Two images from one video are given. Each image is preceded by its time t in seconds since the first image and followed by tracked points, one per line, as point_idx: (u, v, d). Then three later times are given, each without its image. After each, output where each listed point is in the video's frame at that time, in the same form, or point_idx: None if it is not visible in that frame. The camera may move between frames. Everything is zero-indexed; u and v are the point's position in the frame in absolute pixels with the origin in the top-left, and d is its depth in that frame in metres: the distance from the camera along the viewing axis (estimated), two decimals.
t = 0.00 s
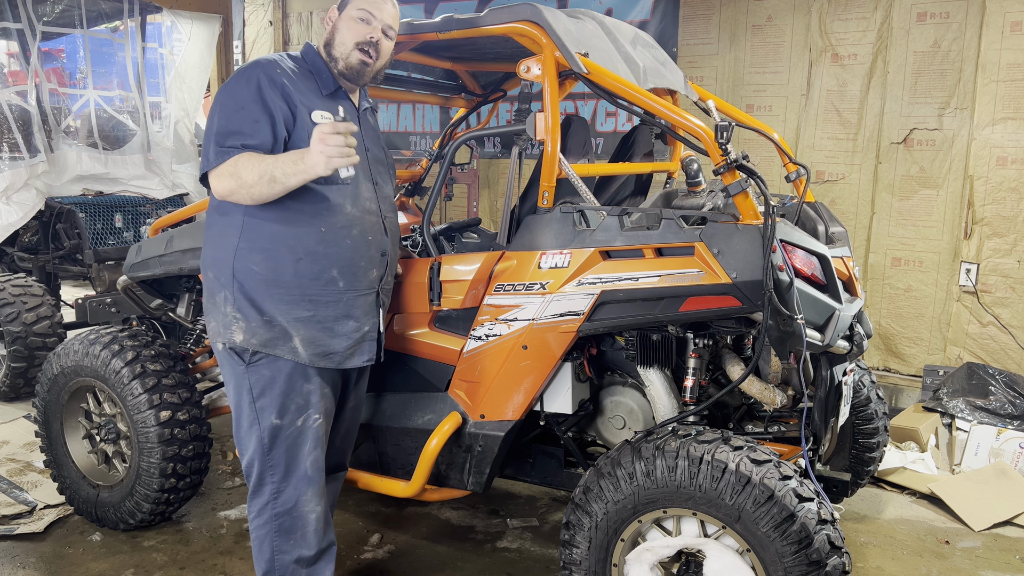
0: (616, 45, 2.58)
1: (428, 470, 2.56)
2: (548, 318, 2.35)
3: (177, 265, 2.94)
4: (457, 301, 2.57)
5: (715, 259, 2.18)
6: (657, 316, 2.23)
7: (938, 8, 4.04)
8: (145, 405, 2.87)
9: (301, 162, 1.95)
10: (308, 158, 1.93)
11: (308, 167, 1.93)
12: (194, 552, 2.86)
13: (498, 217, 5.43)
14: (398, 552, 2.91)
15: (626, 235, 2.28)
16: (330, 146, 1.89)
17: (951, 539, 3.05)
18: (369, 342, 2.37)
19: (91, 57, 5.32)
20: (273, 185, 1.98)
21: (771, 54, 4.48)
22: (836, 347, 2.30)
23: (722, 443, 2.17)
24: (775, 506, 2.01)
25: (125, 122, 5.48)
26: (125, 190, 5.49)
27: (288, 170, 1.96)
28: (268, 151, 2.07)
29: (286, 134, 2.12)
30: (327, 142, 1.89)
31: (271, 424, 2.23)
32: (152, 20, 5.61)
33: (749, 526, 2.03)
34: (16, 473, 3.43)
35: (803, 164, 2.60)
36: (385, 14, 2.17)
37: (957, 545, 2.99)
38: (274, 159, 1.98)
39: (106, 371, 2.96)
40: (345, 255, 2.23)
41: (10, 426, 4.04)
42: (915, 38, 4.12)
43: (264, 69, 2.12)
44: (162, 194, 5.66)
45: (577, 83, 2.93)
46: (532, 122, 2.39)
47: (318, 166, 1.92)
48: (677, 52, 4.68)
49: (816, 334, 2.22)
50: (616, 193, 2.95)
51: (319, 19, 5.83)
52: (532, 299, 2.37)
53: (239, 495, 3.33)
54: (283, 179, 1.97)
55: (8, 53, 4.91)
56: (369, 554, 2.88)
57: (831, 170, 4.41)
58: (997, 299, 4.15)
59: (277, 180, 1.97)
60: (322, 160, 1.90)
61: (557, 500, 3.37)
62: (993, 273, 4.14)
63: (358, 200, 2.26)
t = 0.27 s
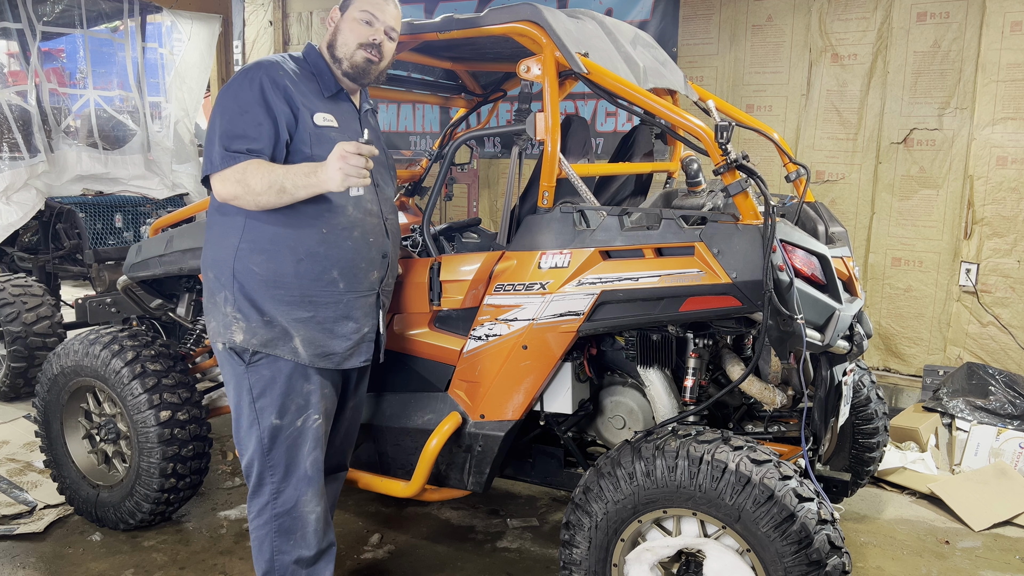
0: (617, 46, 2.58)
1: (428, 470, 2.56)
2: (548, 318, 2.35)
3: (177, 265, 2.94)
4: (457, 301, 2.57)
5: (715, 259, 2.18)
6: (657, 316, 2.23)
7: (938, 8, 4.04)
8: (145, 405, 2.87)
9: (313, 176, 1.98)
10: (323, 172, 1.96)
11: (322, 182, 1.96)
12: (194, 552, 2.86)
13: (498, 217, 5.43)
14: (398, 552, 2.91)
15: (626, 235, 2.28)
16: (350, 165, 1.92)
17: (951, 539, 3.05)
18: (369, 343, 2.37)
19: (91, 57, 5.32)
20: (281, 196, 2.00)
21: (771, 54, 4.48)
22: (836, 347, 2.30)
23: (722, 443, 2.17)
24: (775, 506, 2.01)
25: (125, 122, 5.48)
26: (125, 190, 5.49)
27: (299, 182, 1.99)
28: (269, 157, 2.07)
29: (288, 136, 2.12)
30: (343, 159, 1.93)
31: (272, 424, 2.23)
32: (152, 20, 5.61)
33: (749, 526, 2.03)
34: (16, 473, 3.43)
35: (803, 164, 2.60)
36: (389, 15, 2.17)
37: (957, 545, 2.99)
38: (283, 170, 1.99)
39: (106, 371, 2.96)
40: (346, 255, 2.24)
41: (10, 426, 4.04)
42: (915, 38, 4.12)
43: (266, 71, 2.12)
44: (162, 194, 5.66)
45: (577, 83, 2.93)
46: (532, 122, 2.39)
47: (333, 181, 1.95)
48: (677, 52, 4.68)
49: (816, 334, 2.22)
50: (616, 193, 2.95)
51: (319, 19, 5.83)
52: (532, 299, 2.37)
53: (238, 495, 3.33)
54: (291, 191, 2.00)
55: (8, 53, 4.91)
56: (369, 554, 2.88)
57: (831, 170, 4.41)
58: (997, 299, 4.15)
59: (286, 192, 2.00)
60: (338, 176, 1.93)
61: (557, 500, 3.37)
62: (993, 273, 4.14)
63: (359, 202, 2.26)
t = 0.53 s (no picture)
0: (617, 46, 2.58)
1: (428, 470, 2.56)
2: (548, 318, 2.35)
3: (177, 265, 2.94)
4: (456, 302, 2.57)
5: (715, 259, 2.18)
6: (657, 316, 2.23)
7: (938, 8, 4.04)
8: (145, 405, 2.87)
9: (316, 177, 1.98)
10: (327, 174, 1.96)
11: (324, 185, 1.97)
12: (194, 552, 2.86)
13: (498, 217, 5.43)
14: (398, 552, 2.91)
15: (626, 235, 2.28)
16: (356, 167, 1.93)
17: (951, 539, 3.05)
18: (369, 343, 2.37)
19: (91, 57, 5.32)
20: (284, 196, 2.00)
21: (771, 54, 4.48)
22: (836, 347, 2.30)
23: (722, 443, 2.17)
24: (775, 506, 2.01)
25: (125, 122, 5.48)
26: (125, 190, 5.49)
27: (301, 184, 1.99)
28: (268, 158, 2.07)
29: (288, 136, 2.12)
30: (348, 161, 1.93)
31: (272, 424, 2.22)
32: (152, 20, 5.61)
33: (749, 526, 2.03)
34: (16, 473, 3.43)
35: (803, 164, 2.60)
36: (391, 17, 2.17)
37: (957, 545, 2.99)
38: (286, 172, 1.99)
39: (106, 371, 2.96)
40: (346, 256, 2.24)
41: (10, 426, 4.04)
42: (915, 38, 4.12)
43: (266, 71, 2.12)
44: (162, 194, 5.66)
45: (577, 83, 2.93)
46: (532, 122, 2.39)
47: (338, 183, 1.95)
48: (677, 52, 4.68)
49: (816, 334, 2.22)
50: (616, 193, 2.96)
51: (319, 19, 5.83)
52: (532, 299, 2.37)
53: (238, 495, 3.33)
54: (294, 192, 2.00)
55: (8, 53, 4.91)
56: (369, 555, 2.88)
57: (830, 170, 4.42)
58: (997, 299, 4.15)
59: (289, 192, 2.00)
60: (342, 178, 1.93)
61: (557, 500, 3.37)
62: (993, 273, 4.14)
63: (360, 202, 2.26)
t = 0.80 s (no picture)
0: (617, 46, 2.58)
1: (428, 470, 2.56)
2: (548, 318, 2.35)
3: (177, 264, 2.94)
4: (456, 302, 2.57)
5: (715, 259, 2.18)
6: (657, 316, 2.23)
7: (938, 8, 4.04)
8: (145, 405, 2.87)
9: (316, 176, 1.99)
10: (329, 177, 1.99)
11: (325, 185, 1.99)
12: (194, 552, 2.86)
13: (498, 217, 5.43)
14: (398, 551, 2.91)
15: (626, 235, 2.28)
16: (360, 171, 1.96)
17: (951, 539, 3.05)
18: (369, 342, 2.37)
19: (91, 57, 5.32)
20: (284, 197, 2.02)
21: (771, 54, 4.48)
22: (836, 347, 2.30)
23: (722, 443, 2.17)
24: (775, 506, 2.01)
25: (125, 122, 5.48)
26: (125, 190, 5.49)
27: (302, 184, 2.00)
28: (268, 156, 2.06)
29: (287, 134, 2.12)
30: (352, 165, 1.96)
31: (271, 424, 2.22)
32: (152, 20, 5.61)
33: (749, 526, 2.03)
34: (16, 473, 3.43)
35: (803, 164, 2.60)
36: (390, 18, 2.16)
37: (957, 545, 2.99)
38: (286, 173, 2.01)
39: (106, 371, 2.96)
40: (346, 255, 2.24)
41: (10, 426, 4.04)
42: (915, 38, 4.12)
43: (266, 69, 2.12)
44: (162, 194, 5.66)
45: (577, 83, 2.93)
46: (532, 122, 2.39)
47: (340, 185, 1.97)
48: (677, 52, 4.68)
49: (816, 334, 2.22)
50: (616, 193, 2.96)
51: (319, 20, 5.83)
52: (532, 299, 2.37)
53: (239, 495, 3.33)
54: (294, 193, 2.02)
55: (8, 53, 4.91)
56: (369, 554, 2.88)
57: (830, 170, 4.41)
58: (997, 299, 4.15)
59: (289, 193, 2.01)
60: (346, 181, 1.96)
61: (557, 500, 3.37)
62: (993, 273, 4.14)
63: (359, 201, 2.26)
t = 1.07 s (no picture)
0: (616, 45, 2.58)
1: (428, 470, 2.56)
2: (548, 318, 2.35)
3: (177, 264, 2.94)
4: (456, 302, 2.57)
5: (715, 259, 2.18)
6: (657, 316, 2.23)
7: (938, 8, 4.04)
8: (145, 405, 2.87)
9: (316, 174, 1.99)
10: (331, 174, 1.99)
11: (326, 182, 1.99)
12: (194, 552, 2.86)
13: (498, 218, 5.43)
14: (398, 551, 2.91)
15: (627, 235, 2.28)
16: (362, 168, 1.96)
17: (951, 539, 3.05)
18: (369, 341, 2.37)
19: (91, 57, 5.32)
20: (285, 194, 2.02)
21: (771, 54, 4.48)
22: (836, 347, 2.30)
23: (722, 443, 2.17)
24: (775, 506, 2.01)
25: (125, 122, 5.48)
26: (125, 190, 5.49)
27: (303, 183, 2.01)
28: (268, 153, 2.07)
29: (287, 131, 2.12)
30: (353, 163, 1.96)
31: (270, 424, 2.22)
32: (152, 20, 5.61)
33: (749, 526, 2.03)
34: (16, 473, 3.43)
35: (803, 164, 2.60)
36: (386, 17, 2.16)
37: (957, 545, 2.99)
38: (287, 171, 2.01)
39: (106, 371, 2.96)
40: (345, 254, 2.24)
41: (10, 426, 4.04)
42: (915, 38, 4.12)
43: (264, 66, 2.11)
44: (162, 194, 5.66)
45: (577, 83, 2.93)
46: (532, 122, 2.39)
47: (342, 182, 1.97)
48: (677, 52, 4.68)
49: (816, 334, 2.22)
50: (616, 193, 2.96)
51: (319, 20, 5.83)
52: (532, 299, 2.37)
53: (238, 495, 3.33)
54: (296, 191, 2.02)
55: (8, 53, 4.91)
56: (369, 554, 2.88)
57: (830, 170, 4.41)
58: (997, 299, 4.15)
59: (290, 191, 2.02)
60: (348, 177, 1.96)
61: (557, 500, 3.37)
62: (993, 273, 4.14)
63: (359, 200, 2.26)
